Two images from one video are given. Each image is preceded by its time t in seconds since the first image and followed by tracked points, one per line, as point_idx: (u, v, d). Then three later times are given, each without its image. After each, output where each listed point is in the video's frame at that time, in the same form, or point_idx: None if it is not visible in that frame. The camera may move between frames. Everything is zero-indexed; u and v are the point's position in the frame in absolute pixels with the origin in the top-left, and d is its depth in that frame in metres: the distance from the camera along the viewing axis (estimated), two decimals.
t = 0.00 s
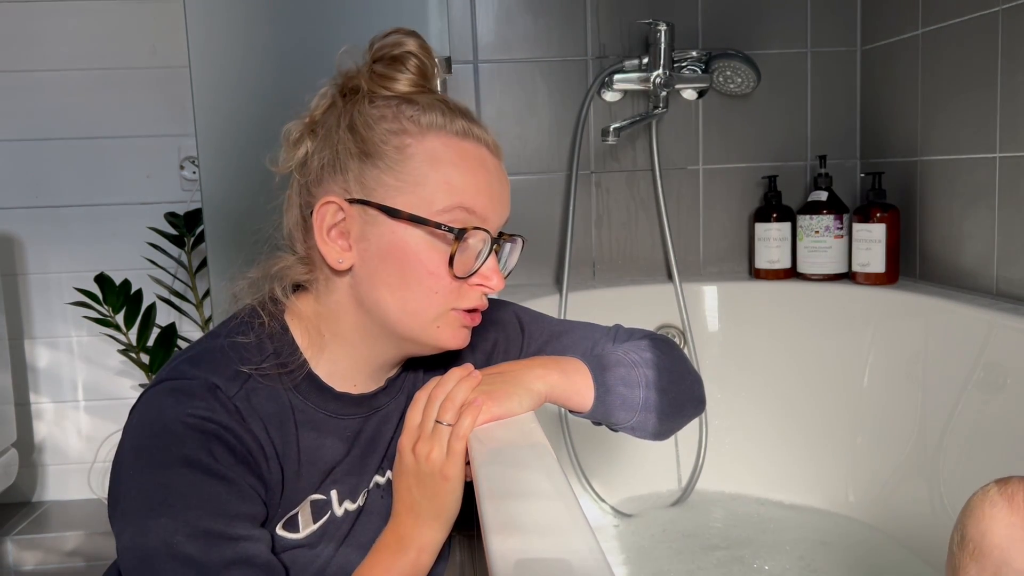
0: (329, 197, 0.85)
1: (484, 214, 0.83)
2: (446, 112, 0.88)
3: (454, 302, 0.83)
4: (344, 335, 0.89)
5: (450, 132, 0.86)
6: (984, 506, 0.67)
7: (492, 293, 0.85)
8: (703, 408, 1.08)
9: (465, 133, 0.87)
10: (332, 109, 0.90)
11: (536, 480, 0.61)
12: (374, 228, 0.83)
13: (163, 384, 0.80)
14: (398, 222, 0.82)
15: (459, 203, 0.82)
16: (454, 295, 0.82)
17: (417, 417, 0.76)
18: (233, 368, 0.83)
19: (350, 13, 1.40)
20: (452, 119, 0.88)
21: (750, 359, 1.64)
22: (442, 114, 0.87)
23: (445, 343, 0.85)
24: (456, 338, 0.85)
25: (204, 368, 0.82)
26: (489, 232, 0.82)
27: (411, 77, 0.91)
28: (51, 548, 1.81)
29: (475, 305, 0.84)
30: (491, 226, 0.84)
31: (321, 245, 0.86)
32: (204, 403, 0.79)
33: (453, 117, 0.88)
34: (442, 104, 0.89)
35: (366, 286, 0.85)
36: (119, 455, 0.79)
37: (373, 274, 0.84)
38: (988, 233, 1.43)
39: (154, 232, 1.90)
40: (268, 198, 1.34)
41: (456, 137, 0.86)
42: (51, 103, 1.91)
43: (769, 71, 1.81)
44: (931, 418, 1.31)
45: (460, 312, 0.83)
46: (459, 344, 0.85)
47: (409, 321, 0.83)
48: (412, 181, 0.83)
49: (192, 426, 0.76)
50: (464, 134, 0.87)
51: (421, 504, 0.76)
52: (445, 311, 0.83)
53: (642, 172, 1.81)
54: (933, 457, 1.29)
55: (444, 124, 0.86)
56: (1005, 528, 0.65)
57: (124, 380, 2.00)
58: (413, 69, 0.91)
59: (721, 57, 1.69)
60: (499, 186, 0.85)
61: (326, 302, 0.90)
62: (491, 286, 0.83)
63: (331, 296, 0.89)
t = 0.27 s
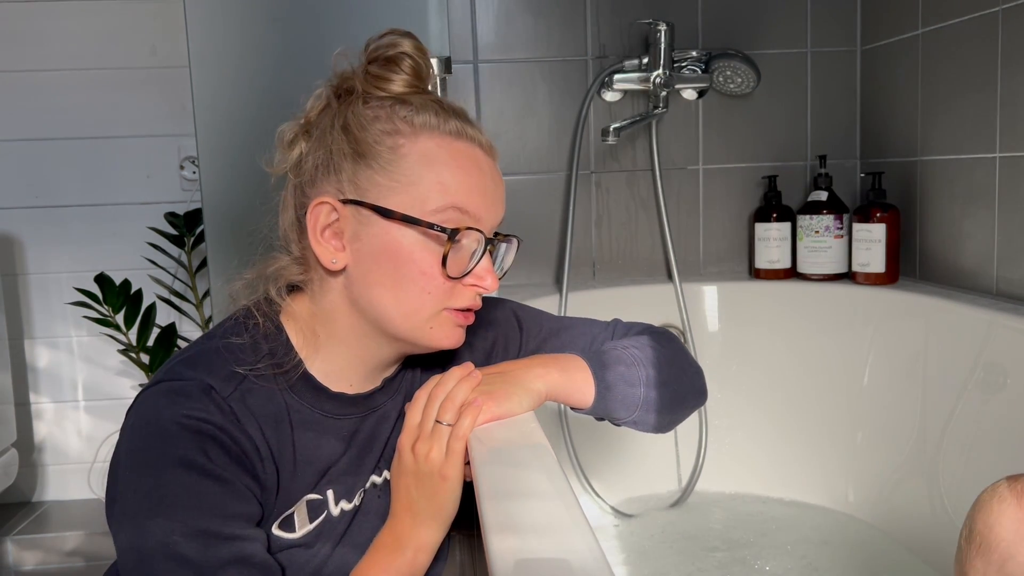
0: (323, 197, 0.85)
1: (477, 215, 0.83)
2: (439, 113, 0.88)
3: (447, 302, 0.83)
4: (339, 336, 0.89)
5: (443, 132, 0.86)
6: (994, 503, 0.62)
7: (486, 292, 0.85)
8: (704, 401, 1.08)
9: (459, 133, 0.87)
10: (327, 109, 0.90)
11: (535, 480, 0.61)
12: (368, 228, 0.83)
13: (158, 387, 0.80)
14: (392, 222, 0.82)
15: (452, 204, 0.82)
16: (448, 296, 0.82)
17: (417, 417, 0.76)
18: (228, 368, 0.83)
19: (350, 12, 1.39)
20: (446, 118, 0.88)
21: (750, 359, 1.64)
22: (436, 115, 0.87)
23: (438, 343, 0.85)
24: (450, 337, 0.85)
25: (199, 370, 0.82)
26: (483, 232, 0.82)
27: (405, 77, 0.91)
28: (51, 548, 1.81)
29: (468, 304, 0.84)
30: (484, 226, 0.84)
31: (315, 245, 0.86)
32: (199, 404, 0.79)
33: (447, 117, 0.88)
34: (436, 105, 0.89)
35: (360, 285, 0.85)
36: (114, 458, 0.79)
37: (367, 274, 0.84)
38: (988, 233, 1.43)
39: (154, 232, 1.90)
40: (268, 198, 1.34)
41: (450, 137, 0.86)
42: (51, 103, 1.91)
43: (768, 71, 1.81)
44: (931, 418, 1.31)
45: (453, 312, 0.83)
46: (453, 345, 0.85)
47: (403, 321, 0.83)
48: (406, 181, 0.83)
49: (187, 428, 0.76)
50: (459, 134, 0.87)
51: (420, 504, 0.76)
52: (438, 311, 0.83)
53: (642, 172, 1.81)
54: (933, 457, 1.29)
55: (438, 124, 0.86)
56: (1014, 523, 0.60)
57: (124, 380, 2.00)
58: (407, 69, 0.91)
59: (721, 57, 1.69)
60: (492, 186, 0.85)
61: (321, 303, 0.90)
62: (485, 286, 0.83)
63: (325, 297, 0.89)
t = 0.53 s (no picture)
0: (320, 199, 0.85)
1: (473, 218, 0.82)
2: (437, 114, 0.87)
3: (443, 305, 0.83)
4: (335, 337, 0.89)
5: (441, 134, 0.86)
6: (984, 497, 0.62)
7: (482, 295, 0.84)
8: (704, 402, 1.08)
9: (456, 136, 0.87)
10: (324, 110, 0.90)
11: (534, 480, 0.61)
12: (364, 231, 0.83)
13: (156, 388, 0.80)
14: (388, 224, 0.82)
15: (448, 207, 0.81)
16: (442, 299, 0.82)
17: (417, 417, 0.76)
18: (225, 369, 0.83)
19: (350, 13, 1.40)
20: (444, 120, 0.87)
21: (750, 359, 1.64)
22: (434, 117, 0.87)
23: (433, 347, 0.85)
24: (445, 339, 0.85)
25: (196, 371, 0.82)
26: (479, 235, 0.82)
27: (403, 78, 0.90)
28: (51, 548, 1.81)
29: (464, 307, 0.84)
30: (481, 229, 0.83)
31: (312, 247, 0.86)
32: (195, 405, 0.79)
33: (444, 118, 0.88)
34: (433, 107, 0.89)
35: (356, 287, 0.85)
36: (112, 458, 0.79)
37: (364, 275, 0.84)
38: (988, 233, 1.43)
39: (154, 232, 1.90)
40: (267, 198, 1.34)
41: (447, 140, 0.85)
42: (51, 103, 1.91)
43: (769, 71, 1.81)
44: (931, 418, 1.31)
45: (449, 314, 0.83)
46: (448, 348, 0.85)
47: (399, 323, 0.83)
48: (402, 184, 0.83)
49: (182, 428, 0.76)
50: (456, 137, 0.87)
51: (419, 504, 0.76)
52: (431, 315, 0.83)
53: (642, 172, 1.81)
54: (933, 457, 1.29)
55: (435, 126, 0.86)
56: (1000, 517, 0.60)
57: (124, 380, 2.00)
58: (405, 70, 0.91)
59: (721, 57, 1.69)
60: (489, 188, 0.85)
61: (318, 304, 0.90)
62: (481, 289, 0.83)
63: (322, 298, 0.89)
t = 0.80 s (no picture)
0: (283, 202, 0.87)
1: (420, 201, 0.79)
2: (388, 101, 0.85)
3: (398, 295, 0.80)
4: (324, 336, 0.88)
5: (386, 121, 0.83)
6: (985, 501, 0.62)
7: (449, 282, 0.80)
8: (704, 401, 1.08)
9: (404, 119, 0.84)
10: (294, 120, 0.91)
11: (535, 480, 0.61)
12: (319, 230, 0.83)
13: (156, 388, 0.80)
14: (333, 220, 0.82)
15: (388, 193, 0.79)
16: (399, 289, 0.80)
17: (417, 418, 0.76)
18: (225, 370, 0.83)
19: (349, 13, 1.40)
20: (392, 108, 0.85)
21: (749, 359, 1.64)
22: (376, 106, 0.84)
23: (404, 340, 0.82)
24: (414, 332, 0.81)
25: (196, 371, 0.82)
26: (426, 219, 0.79)
27: (365, 73, 0.88)
28: (51, 548, 1.81)
29: (426, 297, 0.80)
30: (435, 212, 0.79)
31: (280, 249, 0.88)
32: (195, 405, 0.79)
33: (398, 105, 0.85)
34: (389, 95, 0.86)
35: (325, 283, 0.85)
36: (113, 459, 0.79)
37: (326, 271, 0.84)
38: (988, 233, 1.43)
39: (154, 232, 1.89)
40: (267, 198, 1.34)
41: (390, 125, 0.83)
42: (51, 103, 1.91)
43: (769, 71, 1.81)
44: (931, 418, 1.31)
45: (410, 305, 0.81)
46: (422, 341, 0.82)
47: (364, 318, 0.82)
48: (344, 178, 0.82)
49: (182, 429, 0.76)
50: (404, 121, 0.84)
51: (420, 504, 0.76)
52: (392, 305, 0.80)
53: (642, 172, 1.81)
54: (933, 457, 1.29)
55: (381, 115, 0.84)
56: (1000, 519, 0.60)
57: (124, 380, 2.00)
58: (368, 65, 0.89)
59: (721, 57, 1.69)
60: (444, 170, 0.80)
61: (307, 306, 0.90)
62: (441, 274, 0.79)
63: (309, 298, 0.89)
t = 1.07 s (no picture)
0: (265, 210, 0.88)
1: (382, 199, 0.78)
2: (353, 99, 0.85)
3: (369, 295, 0.80)
4: (315, 338, 0.88)
5: (348, 119, 0.83)
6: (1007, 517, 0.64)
7: (420, 279, 0.79)
8: (704, 392, 1.08)
9: (366, 117, 0.83)
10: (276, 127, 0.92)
11: (535, 480, 0.61)
12: (293, 234, 0.84)
13: (156, 387, 0.80)
14: (302, 224, 0.82)
15: (349, 193, 0.79)
16: (368, 289, 0.79)
17: (417, 418, 0.76)
18: (225, 369, 0.82)
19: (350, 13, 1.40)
20: (355, 106, 0.84)
21: (749, 359, 1.64)
22: (338, 106, 0.84)
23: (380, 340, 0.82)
24: (392, 333, 0.81)
25: (196, 370, 0.81)
26: (388, 217, 0.78)
27: (338, 74, 0.89)
28: (51, 548, 1.81)
29: (398, 295, 0.80)
30: (398, 210, 0.78)
31: (267, 257, 0.89)
32: (194, 405, 0.78)
33: (363, 102, 0.85)
34: (356, 93, 0.86)
35: (308, 286, 0.85)
36: (113, 458, 0.79)
37: (306, 274, 0.84)
38: (988, 233, 1.43)
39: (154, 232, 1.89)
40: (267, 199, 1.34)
41: (350, 124, 0.83)
42: (51, 103, 1.91)
43: (769, 71, 1.81)
44: (931, 418, 1.31)
45: (383, 305, 0.80)
46: (398, 341, 0.81)
47: (343, 320, 0.82)
48: (311, 182, 0.83)
49: (182, 429, 0.76)
50: (366, 119, 0.83)
51: (421, 504, 0.76)
52: (364, 307, 0.80)
53: (642, 172, 1.81)
54: (933, 457, 1.29)
55: (344, 114, 0.84)
56: None
57: (124, 380, 2.00)
58: (340, 66, 0.89)
59: (721, 57, 1.69)
60: (407, 165, 0.80)
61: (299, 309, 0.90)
62: (409, 272, 0.78)
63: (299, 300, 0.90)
